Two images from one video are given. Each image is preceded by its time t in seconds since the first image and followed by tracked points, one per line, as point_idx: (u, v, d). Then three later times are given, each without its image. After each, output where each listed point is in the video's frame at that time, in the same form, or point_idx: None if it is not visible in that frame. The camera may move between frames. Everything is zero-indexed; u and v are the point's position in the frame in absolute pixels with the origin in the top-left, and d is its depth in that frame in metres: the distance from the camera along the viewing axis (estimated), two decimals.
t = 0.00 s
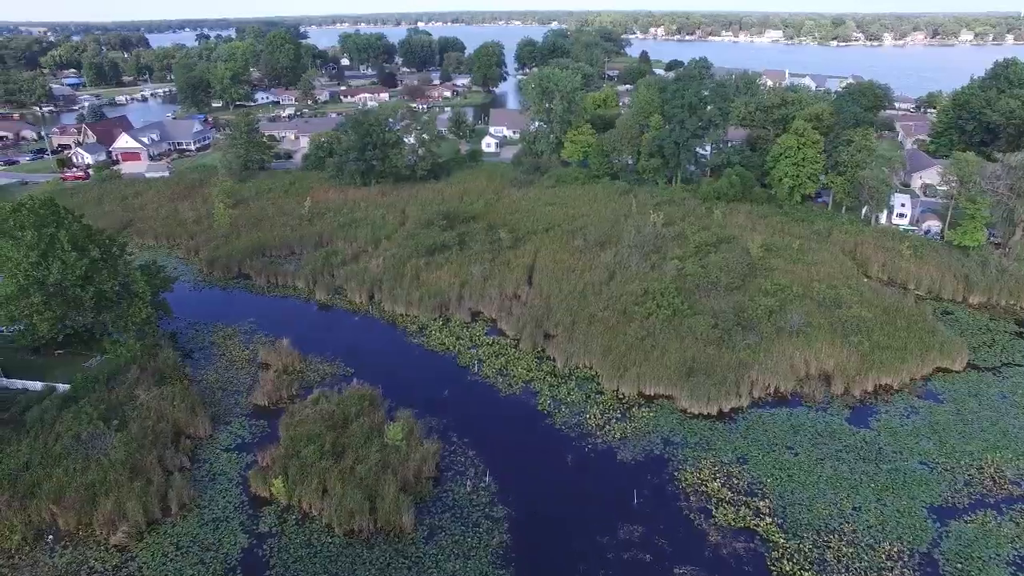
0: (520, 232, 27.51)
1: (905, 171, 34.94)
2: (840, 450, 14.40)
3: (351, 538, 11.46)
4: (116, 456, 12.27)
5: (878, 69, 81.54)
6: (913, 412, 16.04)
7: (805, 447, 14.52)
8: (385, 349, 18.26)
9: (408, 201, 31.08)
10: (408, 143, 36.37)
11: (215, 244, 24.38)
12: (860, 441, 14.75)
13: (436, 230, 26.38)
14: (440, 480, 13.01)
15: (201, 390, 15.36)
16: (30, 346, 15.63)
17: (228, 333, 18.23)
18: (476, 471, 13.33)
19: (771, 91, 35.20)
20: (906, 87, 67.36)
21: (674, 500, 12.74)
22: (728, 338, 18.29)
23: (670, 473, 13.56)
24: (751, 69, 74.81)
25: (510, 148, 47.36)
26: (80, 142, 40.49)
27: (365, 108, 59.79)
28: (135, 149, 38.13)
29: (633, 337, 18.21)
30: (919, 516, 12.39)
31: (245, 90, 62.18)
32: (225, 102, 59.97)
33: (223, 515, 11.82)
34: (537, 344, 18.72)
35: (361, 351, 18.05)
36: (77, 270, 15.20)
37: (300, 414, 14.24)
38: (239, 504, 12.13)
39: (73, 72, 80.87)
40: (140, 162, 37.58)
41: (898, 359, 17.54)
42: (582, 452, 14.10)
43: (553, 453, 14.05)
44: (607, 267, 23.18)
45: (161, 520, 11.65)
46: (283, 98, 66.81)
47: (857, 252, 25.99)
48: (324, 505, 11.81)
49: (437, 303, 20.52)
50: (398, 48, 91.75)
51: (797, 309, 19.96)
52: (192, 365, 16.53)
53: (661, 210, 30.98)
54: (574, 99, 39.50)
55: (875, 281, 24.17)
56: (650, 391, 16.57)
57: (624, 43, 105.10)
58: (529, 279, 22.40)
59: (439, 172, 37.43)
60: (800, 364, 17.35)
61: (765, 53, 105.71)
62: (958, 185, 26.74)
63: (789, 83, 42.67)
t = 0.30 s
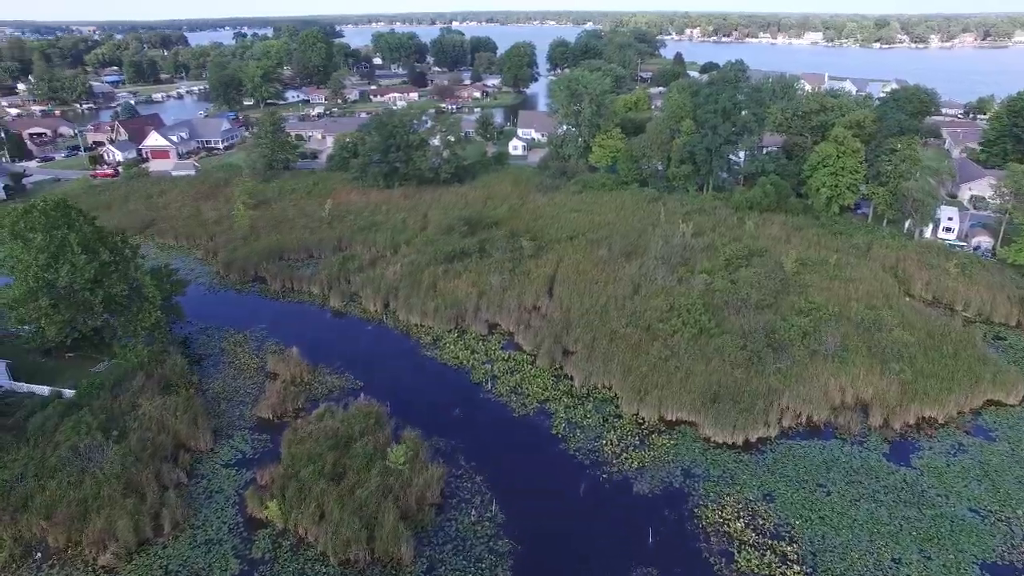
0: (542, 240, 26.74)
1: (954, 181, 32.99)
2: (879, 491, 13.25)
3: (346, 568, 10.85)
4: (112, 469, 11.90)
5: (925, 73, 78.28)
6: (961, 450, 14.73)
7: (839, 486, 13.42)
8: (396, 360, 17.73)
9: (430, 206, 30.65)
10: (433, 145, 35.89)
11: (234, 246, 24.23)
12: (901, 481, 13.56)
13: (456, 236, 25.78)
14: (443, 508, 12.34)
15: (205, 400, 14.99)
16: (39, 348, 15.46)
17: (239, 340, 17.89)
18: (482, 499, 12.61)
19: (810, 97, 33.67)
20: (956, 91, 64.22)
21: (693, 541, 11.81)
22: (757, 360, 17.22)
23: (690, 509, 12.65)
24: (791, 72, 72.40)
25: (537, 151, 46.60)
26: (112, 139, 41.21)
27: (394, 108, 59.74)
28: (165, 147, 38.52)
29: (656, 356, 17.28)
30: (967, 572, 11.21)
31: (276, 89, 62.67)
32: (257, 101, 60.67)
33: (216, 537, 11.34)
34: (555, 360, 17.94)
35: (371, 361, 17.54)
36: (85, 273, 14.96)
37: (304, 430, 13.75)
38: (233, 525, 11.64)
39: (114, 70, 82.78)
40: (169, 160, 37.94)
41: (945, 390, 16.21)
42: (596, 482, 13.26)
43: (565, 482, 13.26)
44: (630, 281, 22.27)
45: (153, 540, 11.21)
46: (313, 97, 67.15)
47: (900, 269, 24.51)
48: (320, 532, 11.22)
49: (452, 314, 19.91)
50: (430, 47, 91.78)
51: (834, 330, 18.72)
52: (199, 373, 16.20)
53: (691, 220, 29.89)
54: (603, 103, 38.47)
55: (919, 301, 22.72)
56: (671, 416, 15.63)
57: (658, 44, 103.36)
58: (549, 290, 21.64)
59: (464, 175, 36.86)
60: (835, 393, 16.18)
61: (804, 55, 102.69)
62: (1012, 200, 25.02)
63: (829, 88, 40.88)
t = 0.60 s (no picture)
0: (563, 248, 25.92)
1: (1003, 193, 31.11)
2: (919, 538, 12.12)
3: None
4: (103, 484, 11.48)
5: (972, 76, 74.85)
6: (1012, 495, 13.45)
7: (875, 531, 12.31)
8: (404, 373, 17.17)
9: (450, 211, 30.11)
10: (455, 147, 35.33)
11: (249, 249, 24.02)
12: (944, 529, 12.40)
13: (474, 242, 25.13)
14: (443, 538, 11.65)
15: (207, 412, 14.58)
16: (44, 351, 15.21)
17: (246, 348, 17.50)
18: (485, 530, 11.88)
19: (848, 102, 32.05)
20: (1006, 96, 61.14)
21: None
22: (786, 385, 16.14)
23: (708, 550, 11.72)
24: (829, 75, 69.97)
25: (562, 154, 45.73)
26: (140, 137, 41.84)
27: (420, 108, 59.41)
28: (190, 145, 39.15)
29: (677, 378, 16.34)
30: None
31: (304, 88, 62.95)
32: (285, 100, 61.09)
33: (205, 561, 10.83)
34: (570, 378, 17.13)
35: (379, 374, 17.01)
36: (90, 278, 14.63)
37: (303, 448, 13.22)
38: (223, 549, 11.12)
39: (149, 68, 84.33)
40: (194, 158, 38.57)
41: (995, 425, 14.88)
42: (607, 516, 12.42)
43: (574, 514, 12.44)
44: (652, 296, 21.34)
45: (140, 562, 10.75)
46: (341, 96, 67.38)
47: (943, 288, 23.03)
48: (311, 562, 10.62)
49: (465, 326, 19.25)
50: (459, 47, 91.37)
51: (871, 354, 17.48)
52: (203, 381, 15.83)
53: (719, 229, 28.74)
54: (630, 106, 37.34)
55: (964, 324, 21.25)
56: (691, 444, 14.70)
57: (691, 45, 101.30)
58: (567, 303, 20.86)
59: (485, 178, 36.25)
60: (869, 425, 15.06)
61: (844, 58, 99.47)
62: None
63: (870, 92, 39.10)
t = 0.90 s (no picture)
0: (583, 258, 25.06)
1: None
2: None
3: None
4: (92, 501, 11.06)
5: None
6: None
7: None
8: (413, 387, 16.58)
9: (469, 216, 29.56)
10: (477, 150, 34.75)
11: (265, 252, 23.78)
12: None
13: (492, 250, 24.46)
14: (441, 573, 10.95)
15: (207, 424, 14.16)
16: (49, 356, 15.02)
17: (253, 356, 17.11)
18: (486, 566, 11.15)
19: (890, 108, 30.48)
20: None
21: None
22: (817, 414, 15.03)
23: None
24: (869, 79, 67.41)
25: (588, 158, 44.81)
26: (168, 134, 42.47)
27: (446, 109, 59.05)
28: (214, 144, 39.83)
29: (698, 403, 15.38)
30: None
31: (332, 87, 63.16)
32: (313, 98, 61.51)
33: None
34: (585, 398, 16.31)
35: (387, 387, 16.45)
36: (94, 282, 14.35)
37: (301, 467, 12.68)
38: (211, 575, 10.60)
39: (184, 65, 85.79)
40: (218, 157, 39.32)
41: None
42: (618, 554, 11.57)
43: (582, 551, 11.61)
44: (674, 312, 20.40)
45: None
46: (368, 96, 67.46)
47: (990, 310, 21.53)
48: None
49: (478, 339, 18.59)
50: (488, 46, 90.67)
51: (911, 382, 16.22)
52: (207, 391, 15.44)
53: (747, 241, 27.58)
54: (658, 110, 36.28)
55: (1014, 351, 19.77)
56: (711, 476, 13.76)
57: (725, 47, 99.03)
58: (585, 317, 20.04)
59: (508, 182, 35.58)
60: (908, 462, 13.89)
61: (885, 60, 96.00)
62: None
63: (913, 98, 37.27)
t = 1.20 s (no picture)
0: (605, 269, 24.14)
1: None
2: None
3: None
4: (79, 519, 10.65)
5: None
6: None
7: None
8: (421, 404, 15.92)
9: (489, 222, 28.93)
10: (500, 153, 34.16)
11: (280, 257, 23.50)
12: None
13: (510, 258, 23.74)
14: None
15: (207, 438, 13.70)
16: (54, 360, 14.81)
17: (260, 366, 16.68)
18: None
19: (937, 115, 28.83)
20: None
21: None
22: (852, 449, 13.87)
23: None
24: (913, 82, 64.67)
25: (615, 161, 43.80)
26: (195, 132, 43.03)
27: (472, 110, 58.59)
28: (239, 143, 40.24)
29: (721, 432, 14.38)
30: None
31: (360, 87, 63.30)
32: (340, 96, 61.76)
33: None
34: (600, 421, 15.46)
35: (394, 402, 15.85)
36: (97, 287, 14.06)
37: (297, 488, 12.12)
38: None
39: (218, 64, 87.10)
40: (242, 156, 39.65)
41: None
42: None
43: None
44: (698, 330, 19.39)
45: None
46: (396, 96, 67.40)
47: None
48: None
49: (491, 353, 17.89)
50: (518, 46, 89.87)
51: (958, 415, 14.88)
52: (210, 402, 15.02)
53: (778, 254, 26.35)
54: (688, 115, 35.12)
55: None
56: (733, 514, 12.79)
57: (761, 48, 96.52)
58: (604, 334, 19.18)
59: (531, 186, 34.81)
60: (954, 507, 12.68)
61: (930, 63, 92.26)
62: None
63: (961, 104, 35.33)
